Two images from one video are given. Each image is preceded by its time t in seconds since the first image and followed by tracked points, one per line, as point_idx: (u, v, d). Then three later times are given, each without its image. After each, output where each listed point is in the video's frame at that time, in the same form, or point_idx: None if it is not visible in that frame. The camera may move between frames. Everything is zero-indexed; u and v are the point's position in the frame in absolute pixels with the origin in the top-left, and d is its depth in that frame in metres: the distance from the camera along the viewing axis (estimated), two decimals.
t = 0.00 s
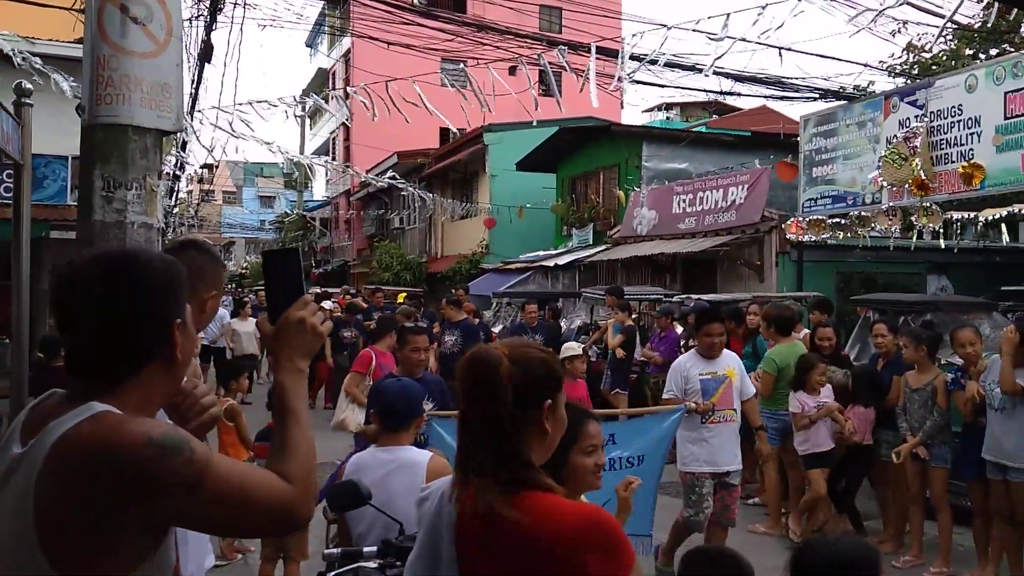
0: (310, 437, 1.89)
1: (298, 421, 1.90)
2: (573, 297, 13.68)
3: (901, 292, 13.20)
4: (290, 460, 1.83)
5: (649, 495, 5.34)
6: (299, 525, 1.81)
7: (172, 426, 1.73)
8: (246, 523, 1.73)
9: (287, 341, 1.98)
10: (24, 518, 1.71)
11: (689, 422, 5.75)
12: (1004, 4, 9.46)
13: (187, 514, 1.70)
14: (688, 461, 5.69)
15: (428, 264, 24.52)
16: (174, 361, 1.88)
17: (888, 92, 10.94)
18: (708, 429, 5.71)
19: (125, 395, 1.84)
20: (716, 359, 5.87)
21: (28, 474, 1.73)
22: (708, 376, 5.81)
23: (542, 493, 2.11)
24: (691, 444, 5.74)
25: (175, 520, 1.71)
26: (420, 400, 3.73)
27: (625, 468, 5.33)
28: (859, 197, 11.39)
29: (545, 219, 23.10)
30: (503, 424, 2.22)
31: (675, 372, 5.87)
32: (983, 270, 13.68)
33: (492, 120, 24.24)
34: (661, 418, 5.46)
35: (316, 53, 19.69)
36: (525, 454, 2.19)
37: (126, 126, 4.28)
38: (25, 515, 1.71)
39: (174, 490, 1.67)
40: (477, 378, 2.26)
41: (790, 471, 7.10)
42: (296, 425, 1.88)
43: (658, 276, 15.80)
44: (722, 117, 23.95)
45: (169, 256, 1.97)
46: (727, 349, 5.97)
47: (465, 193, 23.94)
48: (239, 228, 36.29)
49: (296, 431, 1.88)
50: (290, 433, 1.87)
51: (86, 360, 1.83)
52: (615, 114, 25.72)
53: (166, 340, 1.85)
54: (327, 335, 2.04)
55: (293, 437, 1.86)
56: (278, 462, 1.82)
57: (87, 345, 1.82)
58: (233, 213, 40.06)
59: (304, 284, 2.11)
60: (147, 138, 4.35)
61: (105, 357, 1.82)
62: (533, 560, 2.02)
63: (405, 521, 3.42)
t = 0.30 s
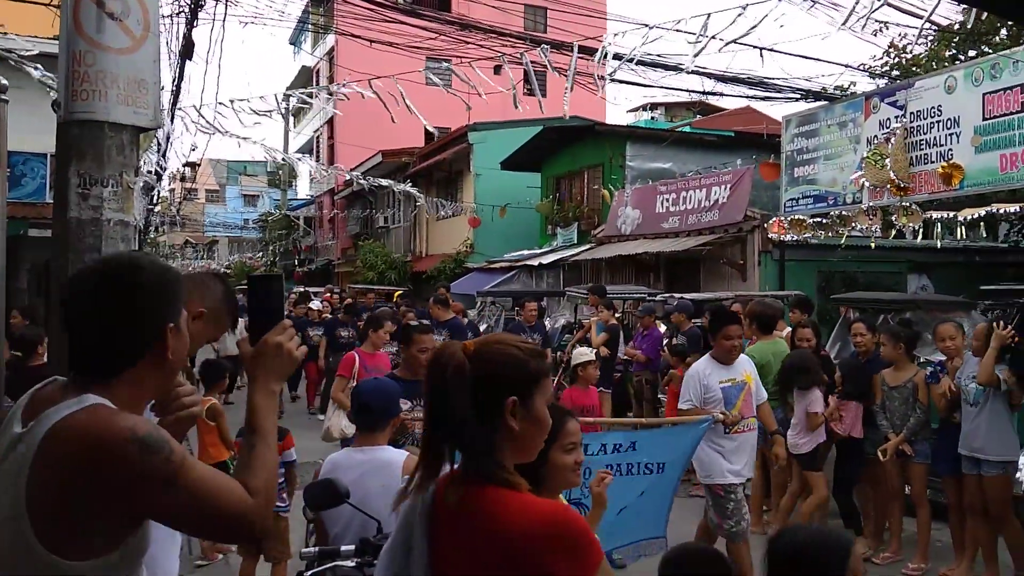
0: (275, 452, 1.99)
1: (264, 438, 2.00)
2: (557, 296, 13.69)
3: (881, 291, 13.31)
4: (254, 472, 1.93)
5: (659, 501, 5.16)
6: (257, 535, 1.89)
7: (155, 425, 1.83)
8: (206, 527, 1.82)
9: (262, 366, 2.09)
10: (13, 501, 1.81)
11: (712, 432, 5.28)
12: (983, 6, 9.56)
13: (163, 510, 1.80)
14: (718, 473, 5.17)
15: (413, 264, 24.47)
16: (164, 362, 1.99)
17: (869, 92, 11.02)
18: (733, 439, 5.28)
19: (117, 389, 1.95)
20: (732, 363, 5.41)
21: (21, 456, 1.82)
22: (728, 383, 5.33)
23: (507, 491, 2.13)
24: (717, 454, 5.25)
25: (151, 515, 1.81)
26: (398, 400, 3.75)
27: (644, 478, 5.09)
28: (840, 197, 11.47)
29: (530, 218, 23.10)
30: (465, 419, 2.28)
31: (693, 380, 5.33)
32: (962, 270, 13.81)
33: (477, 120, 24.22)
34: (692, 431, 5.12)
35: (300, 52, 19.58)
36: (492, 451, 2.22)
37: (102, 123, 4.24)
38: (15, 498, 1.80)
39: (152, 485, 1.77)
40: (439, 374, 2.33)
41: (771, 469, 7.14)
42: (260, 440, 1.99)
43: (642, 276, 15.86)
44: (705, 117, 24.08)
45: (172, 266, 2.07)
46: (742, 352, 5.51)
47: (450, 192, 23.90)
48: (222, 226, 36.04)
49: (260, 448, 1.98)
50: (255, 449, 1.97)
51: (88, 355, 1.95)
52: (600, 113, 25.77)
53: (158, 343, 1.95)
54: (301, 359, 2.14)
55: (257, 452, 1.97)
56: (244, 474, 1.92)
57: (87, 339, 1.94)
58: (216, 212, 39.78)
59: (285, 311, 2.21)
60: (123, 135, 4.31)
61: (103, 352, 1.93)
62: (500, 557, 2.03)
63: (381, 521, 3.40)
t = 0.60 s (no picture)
0: (260, 509, 2.10)
1: (251, 501, 2.10)
2: (539, 295, 13.71)
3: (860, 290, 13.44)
4: (236, 527, 2.02)
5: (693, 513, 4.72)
6: None
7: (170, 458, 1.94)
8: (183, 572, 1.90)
9: (264, 436, 2.22)
10: (19, 498, 1.89)
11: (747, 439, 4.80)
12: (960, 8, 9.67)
13: (158, 540, 1.89)
14: (747, 482, 4.81)
15: (396, 263, 24.41)
16: (186, 406, 2.14)
17: (848, 94, 11.12)
18: (766, 444, 4.82)
19: (140, 417, 2.09)
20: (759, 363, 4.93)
21: (41, 454, 1.92)
22: (760, 383, 4.87)
23: (479, 491, 2.11)
24: (749, 462, 4.83)
25: (145, 543, 1.91)
26: (362, 400, 3.77)
27: (678, 484, 4.71)
28: (820, 197, 11.57)
29: (514, 218, 23.12)
30: (462, 423, 2.20)
31: (724, 386, 4.79)
32: (941, 269, 13.97)
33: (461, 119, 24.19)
34: (733, 432, 4.66)
35: (282, 50, 19.47)
36: (462, 451, 2.17)
37: (76, 120, 4.20)
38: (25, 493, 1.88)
39: (156, 515, 1.87)
40: (438, 377, 2.20)
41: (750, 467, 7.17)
42: (248, 502, 2.09)
43: (624, 275, 15.92)
44: (688, 117, 24.20)
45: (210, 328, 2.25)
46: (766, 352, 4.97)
47: (433, 191, 23.88)
48: (204, 226, 35.78)
49: (247, 507, 2.08)
50: (241, 507, 2.07)
51: (118, 384, 2.09)
52: (584, 113, 25.85)
53: (185, 383, 2.11)
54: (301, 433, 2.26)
55: (242, 512, 2.07)
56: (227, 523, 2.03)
57: (124, 365, 2.10)
58: (197, 211, 39.54)
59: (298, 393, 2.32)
60: (97, 132, 4.27)
61: (134, 380, 2.08)
62: (495, 558, 2.02)
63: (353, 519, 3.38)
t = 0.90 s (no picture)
0: (247, 482, 2.21)
1: (238, 472, 2.21)
2: (518, 289, 13.71)
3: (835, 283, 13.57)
4: (227, 502, 2.14)
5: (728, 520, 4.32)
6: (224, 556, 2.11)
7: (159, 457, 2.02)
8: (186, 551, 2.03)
9: (243, 410, 2.30)
10: (15, 503, 1.98)
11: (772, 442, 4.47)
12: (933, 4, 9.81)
13: (156, 529, 2.00)
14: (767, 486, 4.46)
15: (376, 258, 24.29)
16: (161, 407, 2.16)
17: (823, 89, 11.21)
18: (792, 448, 4.47)
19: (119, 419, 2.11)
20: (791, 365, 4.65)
21: (32, 458, 2.00)
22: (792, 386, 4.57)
23: (452, 483, 2.10)
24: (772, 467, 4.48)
25: (144, 533, 2.02)
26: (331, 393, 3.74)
27: (707, 488, 4.30)
28: (795, 191, 11.67)
29: (494, 213, 23.10)
30: (440, 419, 2.15)
31: (752, 384, 4.51)
32: (915, 263, 14.14)
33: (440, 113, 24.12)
34: (765, 434, 4.28)
35: (258, 43, 19.27)
36: (436, 446, 2.11)
37: (42, 111, 4.13)
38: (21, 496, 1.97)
39: (150, 508, 1.97)
40: (416, 375, 2.17)
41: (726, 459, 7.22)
42: (235, 474, 2.20)
43: (603, 269, 15.95)
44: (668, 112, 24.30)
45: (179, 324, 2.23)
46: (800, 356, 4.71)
47: (413, 185, 23.80)
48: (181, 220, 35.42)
49: (235, 480, 2.19)
50: (229, 480, 2.19)
51: (91, 386, 2.10)
52: (564, 108, 25.88)
53: (161, 385, 2.12)
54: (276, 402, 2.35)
55: (232, 485, 2.19)
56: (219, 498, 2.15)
57: (108, 371, 2.08)
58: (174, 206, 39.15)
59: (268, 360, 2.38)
60: (65, 124, 4.22)
61: (113, 387, 2.08)
62: (468, 549, 2.03)
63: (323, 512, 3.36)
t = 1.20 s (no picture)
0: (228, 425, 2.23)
1: (218, 412, 2.23)
2: (511, 284, 13.71)
3: (827, 279, 13.60)
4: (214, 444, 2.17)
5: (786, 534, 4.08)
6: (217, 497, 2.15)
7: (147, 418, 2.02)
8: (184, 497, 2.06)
9: (208, 348, 2.29)
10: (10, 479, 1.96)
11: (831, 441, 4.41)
12: None
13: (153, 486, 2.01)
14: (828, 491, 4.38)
15: (369, 252, 24.24)
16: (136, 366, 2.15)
17: (816, 84, 11.22)
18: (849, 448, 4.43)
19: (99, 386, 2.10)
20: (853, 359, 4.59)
21: (20, 435, 1.98)
22: (851, 381, 4.50)
23: (438, 478, 2.09)
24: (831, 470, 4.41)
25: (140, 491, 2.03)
26: (319, 386, 3.73)
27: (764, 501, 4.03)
28: (788, 186, 11.68)
29: (487, 207, 23.08)
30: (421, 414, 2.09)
31: (810, 377, 4.44)
32: (907, 258, 14.20)
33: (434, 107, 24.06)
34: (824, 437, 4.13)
35: (251, 36, 19.19)
36: (422, 441, 2.09)
37: (30, 102, 4.10)
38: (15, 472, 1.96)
39: (144, 467, 1.97)
40: (393, 370, 2.08)
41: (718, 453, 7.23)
42: (216, 414, 2.22)
43: (596, 264, 15.97)
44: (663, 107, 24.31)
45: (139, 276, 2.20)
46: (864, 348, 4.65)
47: (407, 180, 23.76)
48: (174, 215, 35.30)
49: (217, 421, 2.21)
50: (211, 423, 2.21)
51: (63, 354, 2.08)
52: (558, 103, 25.87)
53: (133, 346, 2.11)
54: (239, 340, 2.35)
55: (215, 428, 2.21)
56: (204, 443, 2.17)
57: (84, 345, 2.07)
58: (167, 201, 39.02)
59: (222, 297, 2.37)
60: (53, 115, 4.19)
61: (90, 351, 2.07)
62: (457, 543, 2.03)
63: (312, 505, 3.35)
